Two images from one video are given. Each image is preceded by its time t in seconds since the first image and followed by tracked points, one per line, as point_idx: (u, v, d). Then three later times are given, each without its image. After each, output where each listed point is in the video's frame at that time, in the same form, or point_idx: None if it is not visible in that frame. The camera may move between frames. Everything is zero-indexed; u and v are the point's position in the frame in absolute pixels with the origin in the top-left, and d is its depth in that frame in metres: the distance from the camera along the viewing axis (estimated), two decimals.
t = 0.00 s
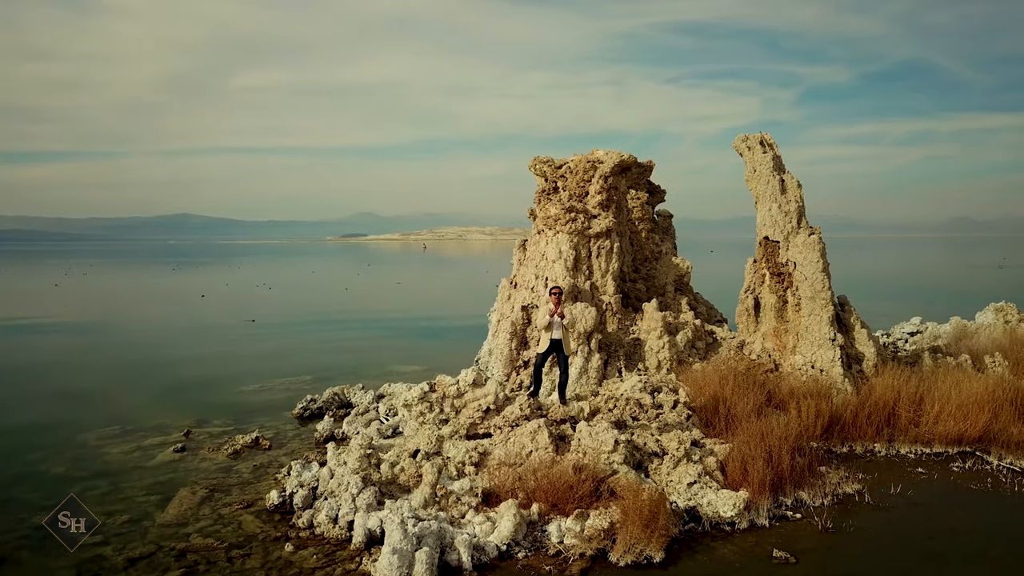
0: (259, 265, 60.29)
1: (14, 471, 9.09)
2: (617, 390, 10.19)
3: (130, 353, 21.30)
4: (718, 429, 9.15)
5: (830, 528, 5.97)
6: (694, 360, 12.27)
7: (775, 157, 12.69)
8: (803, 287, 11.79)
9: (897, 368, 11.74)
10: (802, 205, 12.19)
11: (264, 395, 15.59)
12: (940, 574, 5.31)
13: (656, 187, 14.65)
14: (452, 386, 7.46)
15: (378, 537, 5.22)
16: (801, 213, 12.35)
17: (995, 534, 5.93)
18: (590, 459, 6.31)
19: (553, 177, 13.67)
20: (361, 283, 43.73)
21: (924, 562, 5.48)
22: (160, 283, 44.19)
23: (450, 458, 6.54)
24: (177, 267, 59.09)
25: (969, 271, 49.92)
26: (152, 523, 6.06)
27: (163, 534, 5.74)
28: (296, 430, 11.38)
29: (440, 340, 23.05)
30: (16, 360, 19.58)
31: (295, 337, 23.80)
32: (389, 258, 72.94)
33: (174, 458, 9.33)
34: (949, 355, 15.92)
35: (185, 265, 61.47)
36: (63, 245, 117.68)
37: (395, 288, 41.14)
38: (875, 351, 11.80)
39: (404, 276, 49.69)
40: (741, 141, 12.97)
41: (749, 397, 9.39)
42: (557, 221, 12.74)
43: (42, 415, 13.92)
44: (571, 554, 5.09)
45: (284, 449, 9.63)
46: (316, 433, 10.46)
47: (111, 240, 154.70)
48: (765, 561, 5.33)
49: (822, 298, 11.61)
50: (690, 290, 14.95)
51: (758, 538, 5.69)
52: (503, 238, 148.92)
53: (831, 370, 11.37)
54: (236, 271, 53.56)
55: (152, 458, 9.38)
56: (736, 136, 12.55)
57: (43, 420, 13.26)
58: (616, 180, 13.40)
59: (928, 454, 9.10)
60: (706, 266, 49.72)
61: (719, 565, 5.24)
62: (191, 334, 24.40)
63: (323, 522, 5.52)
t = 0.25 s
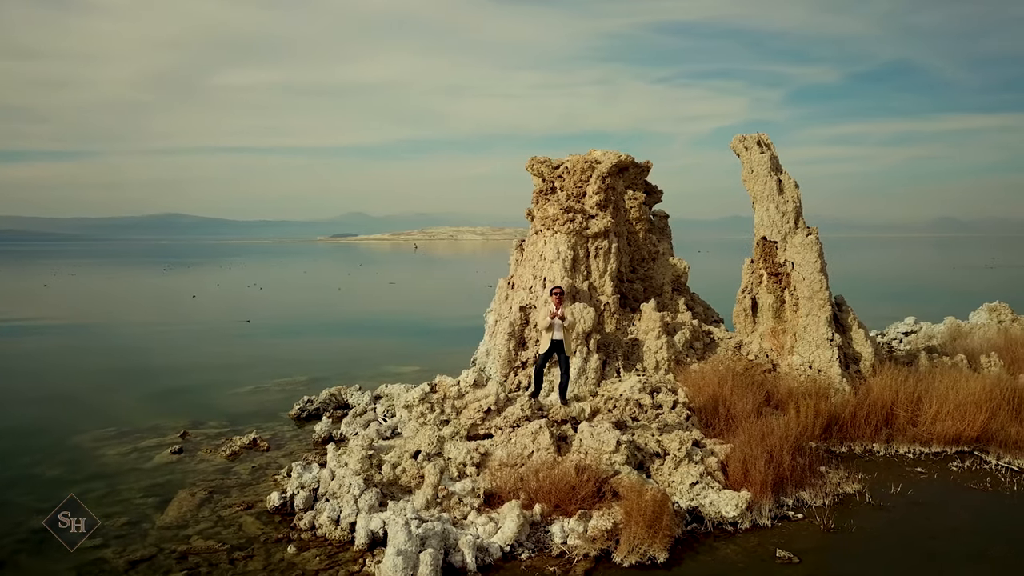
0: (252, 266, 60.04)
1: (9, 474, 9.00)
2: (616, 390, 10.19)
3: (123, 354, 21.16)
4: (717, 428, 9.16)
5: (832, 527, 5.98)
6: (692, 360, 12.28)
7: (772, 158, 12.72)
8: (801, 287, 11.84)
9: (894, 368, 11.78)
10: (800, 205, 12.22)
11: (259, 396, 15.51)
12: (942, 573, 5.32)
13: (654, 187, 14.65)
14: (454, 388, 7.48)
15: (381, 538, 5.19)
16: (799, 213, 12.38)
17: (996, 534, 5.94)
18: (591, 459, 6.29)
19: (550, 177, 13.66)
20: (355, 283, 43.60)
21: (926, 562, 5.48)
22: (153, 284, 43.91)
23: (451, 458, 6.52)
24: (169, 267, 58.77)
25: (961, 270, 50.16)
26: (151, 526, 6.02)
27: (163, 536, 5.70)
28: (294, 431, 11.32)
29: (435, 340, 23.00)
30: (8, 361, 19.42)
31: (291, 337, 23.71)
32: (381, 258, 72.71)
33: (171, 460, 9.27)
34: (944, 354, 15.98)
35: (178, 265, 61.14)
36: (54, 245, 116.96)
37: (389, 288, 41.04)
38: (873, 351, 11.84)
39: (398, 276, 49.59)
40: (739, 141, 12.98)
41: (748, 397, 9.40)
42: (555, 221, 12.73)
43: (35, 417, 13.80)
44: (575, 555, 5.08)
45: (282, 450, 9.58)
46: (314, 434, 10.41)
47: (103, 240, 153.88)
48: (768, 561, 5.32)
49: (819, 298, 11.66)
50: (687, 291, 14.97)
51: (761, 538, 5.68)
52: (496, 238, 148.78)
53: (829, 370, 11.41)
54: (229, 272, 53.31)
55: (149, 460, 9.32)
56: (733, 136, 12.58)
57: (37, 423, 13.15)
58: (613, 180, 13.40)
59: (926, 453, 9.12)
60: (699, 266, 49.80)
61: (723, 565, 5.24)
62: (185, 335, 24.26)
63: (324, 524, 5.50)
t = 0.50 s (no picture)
0: (244, 266, 59.80)
1: (4, 477, 8.91)
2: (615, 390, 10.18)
3: (117, 355, 21.03)
4: (717, 428, 9.17)
5: (835, 527, 5.98)
6: (690, 360, 12.29)
7: (770, 158, 12.75)
8: (799, 287, 11.87)
9: (892, 368, 11.81)
10: (797, 205, 12.25)
11: (255, 397, 15.44)
12: (945, 573, 5.33)
13: (651, 187, 14.66)
14: (454, 388, 7.46)
15: (384, 539, 5.18)
16: (796, 213, 12.41)
17: (997, 533, 5.96)
18: (593, 460, 6.28)
19: (548, 177, 13.65)
20: (349, 284, 43.48)
21: (929, 562, 5.48)
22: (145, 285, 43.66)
23: (452, 459, 6.50)
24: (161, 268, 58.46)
25: (953, 270, 50.44)
26: (151, 528, 5.98)
27: (164, 538, 5.67)
28: (291, 432, 11.27)
29: (430, 340, 22.97)
30: None
31: (286, 338, 23.63)
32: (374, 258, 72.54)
33: (169, 461, 9.21)
34: (939, 354, 16.05)
35: (170, 265, 60.82)
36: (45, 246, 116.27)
37: (383, 288, 40.96)
38: (870, 351, 11.87)
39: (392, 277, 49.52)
40: (736, 142, 13.02)
41: (747, 397, 9.42)
42: (553, 221, 12.72)
43: (28, 419, 13.68)
44: (579, 555, 5.07)
45: (281, 452, 9.54)
46: (312, 435, 10.36)
47: (94, 241, 153.05)
48: (772, 561, 5.32)
49: (817, 298, 11.68)
50: (684, 291, 14.98)
51: (763, 539, 5.68)
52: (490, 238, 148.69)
53: (826, 370, 11.44)
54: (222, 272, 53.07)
55: (146, 462, 9.25)
56: (731, 136, 12.60)
57: (31, 425, 13.04)
58: (611, 180, 13.41)
59: (925, 453, 9.14)
60: (692, 266, 49.88)
61: (726, 566, 5.24)
62: (180, 336, 24.14)
63: (327, 525, 5.47)
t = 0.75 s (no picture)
0: (236, 266, 59.52)
1: None
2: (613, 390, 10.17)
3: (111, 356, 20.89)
4: (716, 428, 9.17)
5: (836, 527, 5.99)
6: (688, 361, 12.31)
7: (767, 158, 12.78)
8: (796, 288, 11.89)
9: (889, 368, 11.84)
10: (795, 206, 12.29)
11: (250, 398, 15.36)
12: (947, 572, 5.34)
13: (648, 187, 14.67)
14: (455, 389, 7.43)
15: (387, 541, 5.16)
16: (794, 214, 12.45)
17: (998, 532, 5.98)
18: (595, 460, 6.27)
19: (545, 177, 13.65)
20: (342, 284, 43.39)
21: (931, 561, 5.49)
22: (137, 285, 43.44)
23: (454, 460, 6.49)
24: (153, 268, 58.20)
25: (946, 270, 50.71)
26: (151, 530, 5.94)
27: (165, 541, 5.63)
28: (289, 433, 11.22)
29: (425, 341, 22.94)
30: None
31: (280, 339, 23.55)
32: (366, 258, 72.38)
33: (166, 463, 9.15)
34: (935, 354, 16.11)
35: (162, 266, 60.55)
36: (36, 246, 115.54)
37: (376, 288, 40.88)
38: (867, 351, 11.90)
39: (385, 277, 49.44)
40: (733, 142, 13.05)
41: (746, 396, 9.43)
42: (551, 221, 12.71)
43: (22, 421, 13.58)
44: (583, 556, 5.06)
45: (279, 453, 9.49)
46: (311, 436, 10.32)
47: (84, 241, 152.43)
48: (775, 561, 5.32)
49: (815, 298, 11.69)
50: (681, 291, 14.99)
51: (766, 539, 5.68)
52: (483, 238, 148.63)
53: (824, 370, 11.46)
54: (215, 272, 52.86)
55: (143, 464, 9.19)
56: (728, 136, 12.64)
57: (25, 426, 12.94)
58: (608, 180, 13.41)
59: (923, 453, 9.17)
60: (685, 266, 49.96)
61: (730, 566, 5.23)
62: (174, 336, 24.02)
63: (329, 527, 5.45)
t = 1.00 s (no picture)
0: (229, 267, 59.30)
1: None
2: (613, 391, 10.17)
3: (104, 357, 20.77)
4: (716, 428, 9.18)
5: (839, 527, 5.99)
6: (686, 361, 12.32)
7: (764, 159, 12.81)
8: (794, 288, 11.91)
9: (886, 368, 11.87)
10: (792, 206, 12.33)
11: (246, 400, 15.29)
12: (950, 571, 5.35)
13: (646, 188, 14.68)
14: (456, 389, 7.41)
15: (391, 542, 5.15)
16: (791, 214, 12.48)
17: (999, 532, 5.99)
18: (598, 461, 6.26)
19: (542, 178, 13.64)
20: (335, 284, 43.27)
21: (934, 561, 5.50)
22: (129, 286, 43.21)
23: (455, 462, 6.47)
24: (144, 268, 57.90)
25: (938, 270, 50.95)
26: (152, 532, 5.90)
27: (166, 543, 5.60)
28: (286, 435, 11.16)
29: (420, 341, 22.91)
30: None
31: (275, 339, 23.47)
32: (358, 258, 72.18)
33: (164, 465, 9.09)
34: (930, 354, 16.16)
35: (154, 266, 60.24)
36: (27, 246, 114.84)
37: (370, 288, 40.80)
38: (864, 351, 11.93)
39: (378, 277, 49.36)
40: (730, 143, 13.08)
41: (745, 397, 9.44)
42: (549, 222, 12.69)
43: (15, 423, 13.46)
44: (587, 557, 5.06)
45: (277, 454, 9.44)
46: (309, 437, 10.28)
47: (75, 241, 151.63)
48: (779, 562, 5.32)
49: (813, 298, 11.71)
50: (678, 292, 15.01)
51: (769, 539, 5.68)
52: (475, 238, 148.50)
53: (822, 371, 11.48)
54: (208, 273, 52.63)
55: (140, 466, 9.13)
56: (726, 137, 12.66)
57: (18, 429, 12.84)
58: (606, 181, 13.41)
59: (922, 452, 9.20)
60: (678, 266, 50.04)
61: (734, 566, 5.23)
62: (168, 337, 23.90)
63: (331, 528, 5.43)
